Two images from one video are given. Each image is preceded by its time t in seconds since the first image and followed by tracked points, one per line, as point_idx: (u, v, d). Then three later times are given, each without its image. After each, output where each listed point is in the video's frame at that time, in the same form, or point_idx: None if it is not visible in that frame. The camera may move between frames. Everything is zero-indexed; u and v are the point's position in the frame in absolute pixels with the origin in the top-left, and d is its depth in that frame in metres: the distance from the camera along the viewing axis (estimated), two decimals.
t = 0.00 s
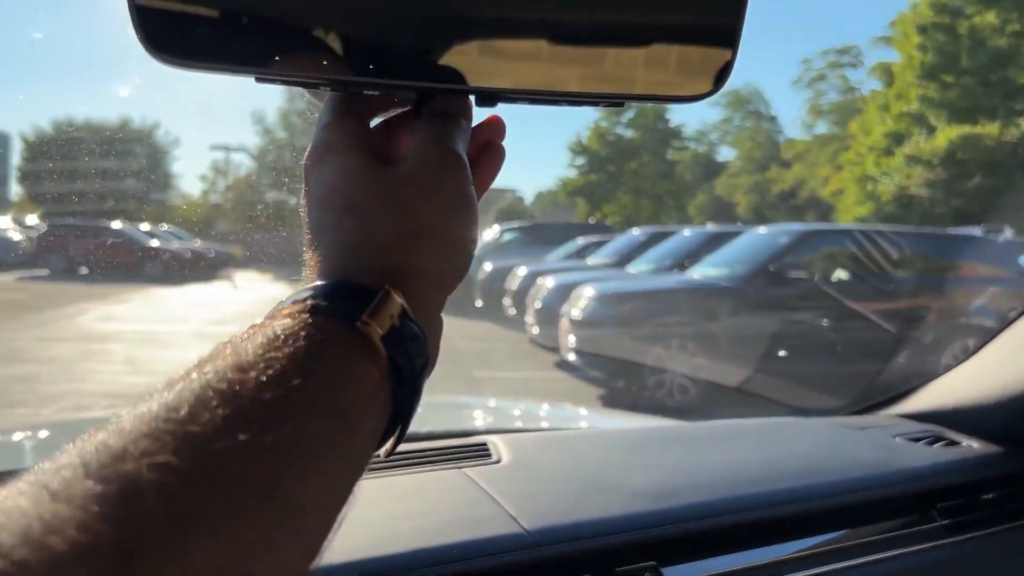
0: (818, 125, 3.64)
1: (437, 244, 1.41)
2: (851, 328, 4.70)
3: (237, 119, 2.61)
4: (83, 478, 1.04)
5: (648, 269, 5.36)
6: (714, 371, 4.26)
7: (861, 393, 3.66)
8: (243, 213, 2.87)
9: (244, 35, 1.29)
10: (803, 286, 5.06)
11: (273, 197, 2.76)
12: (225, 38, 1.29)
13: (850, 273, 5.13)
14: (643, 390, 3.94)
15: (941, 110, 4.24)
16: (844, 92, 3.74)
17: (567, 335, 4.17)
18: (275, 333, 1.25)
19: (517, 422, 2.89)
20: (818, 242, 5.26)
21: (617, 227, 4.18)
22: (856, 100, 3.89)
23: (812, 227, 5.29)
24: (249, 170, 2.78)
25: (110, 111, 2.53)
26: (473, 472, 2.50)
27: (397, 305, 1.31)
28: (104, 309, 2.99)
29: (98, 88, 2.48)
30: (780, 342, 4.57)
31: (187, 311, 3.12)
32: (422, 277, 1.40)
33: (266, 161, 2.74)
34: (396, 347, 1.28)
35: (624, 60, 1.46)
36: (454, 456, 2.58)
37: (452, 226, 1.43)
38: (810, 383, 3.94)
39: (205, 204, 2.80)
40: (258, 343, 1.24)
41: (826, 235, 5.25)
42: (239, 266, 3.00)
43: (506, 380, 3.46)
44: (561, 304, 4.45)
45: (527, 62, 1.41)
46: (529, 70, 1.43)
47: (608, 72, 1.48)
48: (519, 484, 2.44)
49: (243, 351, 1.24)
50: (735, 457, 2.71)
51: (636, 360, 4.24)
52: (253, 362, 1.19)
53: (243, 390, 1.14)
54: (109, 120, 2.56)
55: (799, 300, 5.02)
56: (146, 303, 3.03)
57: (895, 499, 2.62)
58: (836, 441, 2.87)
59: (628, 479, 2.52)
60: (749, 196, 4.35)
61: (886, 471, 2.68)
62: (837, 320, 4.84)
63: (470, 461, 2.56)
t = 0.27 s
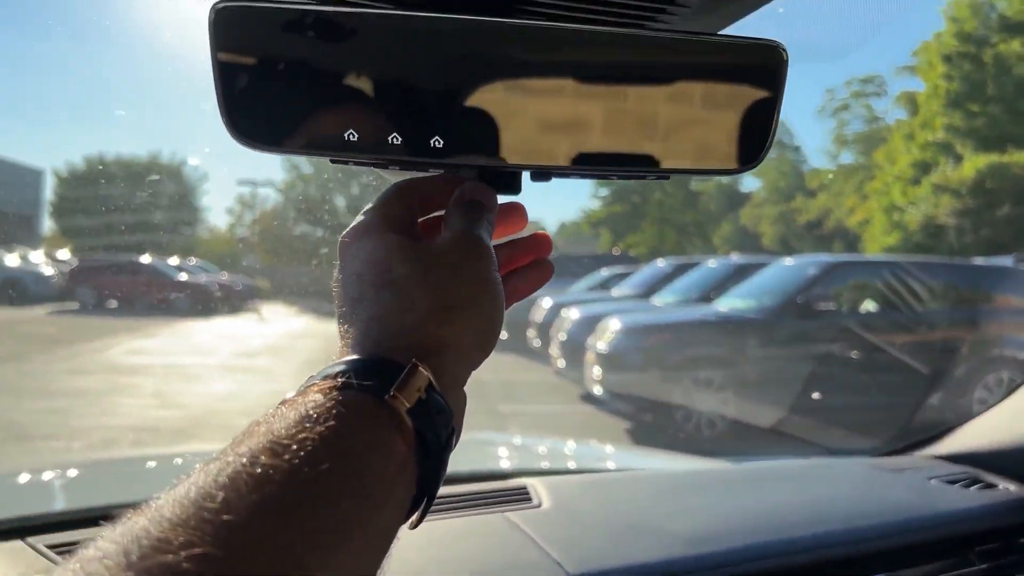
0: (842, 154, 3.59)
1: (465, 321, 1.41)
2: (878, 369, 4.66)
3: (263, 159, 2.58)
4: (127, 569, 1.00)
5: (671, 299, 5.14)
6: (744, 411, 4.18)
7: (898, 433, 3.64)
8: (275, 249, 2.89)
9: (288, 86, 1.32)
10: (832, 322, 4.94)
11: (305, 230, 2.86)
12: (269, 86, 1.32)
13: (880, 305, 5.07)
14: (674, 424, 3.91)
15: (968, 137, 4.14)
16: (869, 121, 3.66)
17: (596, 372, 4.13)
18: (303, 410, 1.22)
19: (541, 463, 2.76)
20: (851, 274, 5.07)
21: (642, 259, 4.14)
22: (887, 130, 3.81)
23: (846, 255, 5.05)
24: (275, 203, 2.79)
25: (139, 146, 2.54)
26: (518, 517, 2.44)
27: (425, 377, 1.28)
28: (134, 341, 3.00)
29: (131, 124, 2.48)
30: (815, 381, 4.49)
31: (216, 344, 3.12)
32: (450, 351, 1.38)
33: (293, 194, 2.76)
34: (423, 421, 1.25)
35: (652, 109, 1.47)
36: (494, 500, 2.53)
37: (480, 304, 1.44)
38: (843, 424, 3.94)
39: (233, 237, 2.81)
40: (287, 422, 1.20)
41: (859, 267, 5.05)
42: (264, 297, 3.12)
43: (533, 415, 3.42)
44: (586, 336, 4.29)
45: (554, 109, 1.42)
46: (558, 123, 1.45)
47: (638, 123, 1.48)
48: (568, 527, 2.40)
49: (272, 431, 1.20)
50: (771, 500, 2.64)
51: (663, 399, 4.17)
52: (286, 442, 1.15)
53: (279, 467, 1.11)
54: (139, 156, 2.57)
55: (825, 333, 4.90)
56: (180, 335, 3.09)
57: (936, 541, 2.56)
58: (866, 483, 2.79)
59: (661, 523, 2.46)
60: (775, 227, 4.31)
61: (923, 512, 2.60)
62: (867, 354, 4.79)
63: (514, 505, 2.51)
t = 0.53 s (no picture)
0: (864, 188, 3.64)
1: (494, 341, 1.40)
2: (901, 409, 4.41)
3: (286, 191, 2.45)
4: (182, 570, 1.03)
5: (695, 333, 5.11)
6: (767, 450, 4.11)
7: (923, 474, 3.69)
8: (304, 280, 2.93)
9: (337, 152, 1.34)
10: (854, 358, 4.90)
11: (328, 265, 2.91)
12: (313, 139, 1.33)
13: (904, 341, 5.05)
14: (699, 459, 3.89)
15: (993, 172, 4.06)
16: (891, 154, 3.61)
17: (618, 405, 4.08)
18: (336, 421, 1.23)
19: (563, 502, 2.71)
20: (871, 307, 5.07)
21: (664, 292, 4.12)
22: (906, 163, 3.79)
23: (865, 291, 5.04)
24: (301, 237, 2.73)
25: (167, 182, 2.53)
26: (549, 557, 2.39)
27: (451, 391, 1.27)
28: (157, 376, 3.05)
29: (161, 162, 2.46)
30: (838, 421, 4.33)
31: (241, 379, 3.13)
32: (478, 370, 1.37)
33: (319, 231, 2.75)
34: (450, 433, 1.24)
35: (674, 145, 1.43)
36: (524, 541, 2.47)
37: (509, 324, 1.42)
38: (869, 463, 3.87)
39: (258, 271, 2.81)
40: (321, 433, 1.21)
41: (881, 301, 5.04)
42: (290, 332, 3.09)
43: (557, 450, 3.38)
44: (608, 372, 4.30)
45: (573, 146, 1.40)
46: (578, 161, 1.41)
47: (660, 163, 1.44)
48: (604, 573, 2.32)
49: (306, 442, 1.21)
50: (799, 540, 2.56)
51: (685, 437, 4.13)
52: (322, 450, 1.16)
53: (313, 476, 1.12)
54: (166, 192, 2.56)
55: (850, 368, 4.84)
56: (203, 370, 3.08)
57: None
58: (887, 523, 2.70)
59: (692, 566, 2.39)
60: (797, 260, 4.27)
61: (949, 554, 2.52)
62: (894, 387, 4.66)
63: (547, 545, 2.46)
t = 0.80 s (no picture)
0: (879, 211, 3.64)
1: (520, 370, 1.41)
2: (917, 437, 4.32)
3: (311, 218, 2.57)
4: None
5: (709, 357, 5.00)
6: (784, 476, 4.09)
7: (939, 503, 3.74)
8: (327, 310, 2.89)
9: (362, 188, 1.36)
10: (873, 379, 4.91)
11: (343, 289, 2.85)
12: (341, 168, 1.35)
13: (922, 364, 5.03)
14: (716, 484, 3.89)
15: (1010, 195, 4.02)
16: (906, 178, 3.58)
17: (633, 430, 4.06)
18: (366, 446, 1.24)
19: (578, 529, 2.68)
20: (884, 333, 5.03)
21: (679, 316, 4.10)
22: (920, 186, 3.77)
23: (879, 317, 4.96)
24: (317, 263, 2.78)
25: (185, 208, 2.54)
26: None
27: (477, 416, 1.27)
28: (172, 402, 3.01)
29: (180, 190, 2.49)
30: (853, 451, 4.29)
31: (256, 404, 3.11)
32: (504, 398, 1.37)
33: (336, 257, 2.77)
34: (476, 459, 1.24)
35: (688, 170, 1.44)
36: (541, 566, 2.44)
37: (535, 354, 1.44)
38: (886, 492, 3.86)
39: (275, 296, 2.81)
40: (353, 457, 1.23)
41: (893, 326, 5.00)
42: (307, 356, 3.02)
43: (572, 474, 3.38)
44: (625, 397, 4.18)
45: (587, 170, 1.41)
46: (592, 186, 1.42)
47: (674, 189, 1.44)
48: None
49: (338, 466, 1.22)
50: (818, 564, 2.54)
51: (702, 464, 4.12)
52: (355, 475, 1.18)
53: (346, 499, 1.14)
54: (185, 219, 2.58)
55: (868, 394, 4.80)
56: (219, 396, 3.05)
57: None
58: (902, 550, 2.64)
59: None
60: (813, 283, 4.24)
61: None
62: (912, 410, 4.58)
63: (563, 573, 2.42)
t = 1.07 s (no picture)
0: (889, 226, 3.63)
1: (539, 392, 1.40)
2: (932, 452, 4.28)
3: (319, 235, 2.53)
4: None
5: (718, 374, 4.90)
6: (796, 494, 4.06)
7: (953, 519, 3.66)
8: (334, 326, 2.85)
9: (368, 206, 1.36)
10: (884, 398, 4.72)
11: (352, 305, 2.82)
12: (354, 186, 1.36)
13: (934, 380, 4.81)
14: (727, 501, 3.87)
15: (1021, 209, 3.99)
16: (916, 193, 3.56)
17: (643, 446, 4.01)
18: (390, 469, 1.24)
19: (589, 547, 2.63)
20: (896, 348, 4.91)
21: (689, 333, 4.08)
22: (931, 203, 3.79)
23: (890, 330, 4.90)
24: (326, 279, 2.71)
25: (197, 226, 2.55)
26: None
27: (497, 440, 1.27)
28: (186, 419, 3.04)
29: (189, 207, 2.50)
30: (865, 466, 4.23)
31: (266, 422, 3.14)
32: (523, 421, 1.36)
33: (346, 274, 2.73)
34: (498, 482, 1.24)
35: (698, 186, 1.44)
36: None
37: (553, 377, 1.43)
38: (899, 507, 3.82)
39: (284, 313, 2.78)
40: (377, 480, 1.24)
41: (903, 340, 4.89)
42: (316, 373, 3.02)
43: (582, 492, 3.35)
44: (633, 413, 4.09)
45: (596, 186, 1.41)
46: (601, 203, 1.42)
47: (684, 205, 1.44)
48: None
49: (364, 488, 1.23)
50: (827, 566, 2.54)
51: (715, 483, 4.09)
52: (381, 496, 1.18)
53: (373, 520, 1.14)
54: (195, 237, 2.58)
55: (878, 410, 4.67)
56: (229, 413, 3.06)
57: None
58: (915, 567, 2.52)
59: None
60: (823, 298, 4.21)
61: None
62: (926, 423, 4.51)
63: None
